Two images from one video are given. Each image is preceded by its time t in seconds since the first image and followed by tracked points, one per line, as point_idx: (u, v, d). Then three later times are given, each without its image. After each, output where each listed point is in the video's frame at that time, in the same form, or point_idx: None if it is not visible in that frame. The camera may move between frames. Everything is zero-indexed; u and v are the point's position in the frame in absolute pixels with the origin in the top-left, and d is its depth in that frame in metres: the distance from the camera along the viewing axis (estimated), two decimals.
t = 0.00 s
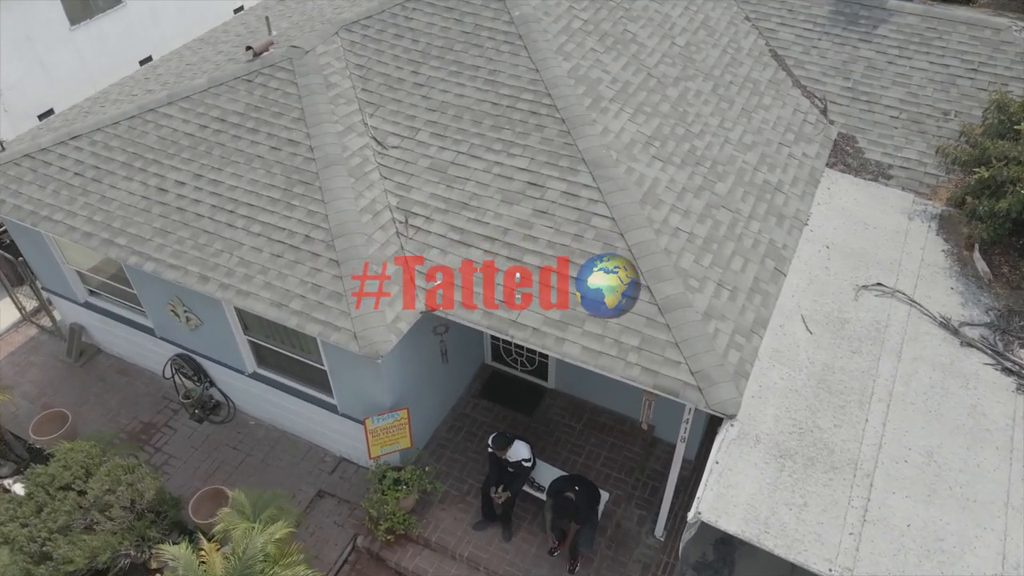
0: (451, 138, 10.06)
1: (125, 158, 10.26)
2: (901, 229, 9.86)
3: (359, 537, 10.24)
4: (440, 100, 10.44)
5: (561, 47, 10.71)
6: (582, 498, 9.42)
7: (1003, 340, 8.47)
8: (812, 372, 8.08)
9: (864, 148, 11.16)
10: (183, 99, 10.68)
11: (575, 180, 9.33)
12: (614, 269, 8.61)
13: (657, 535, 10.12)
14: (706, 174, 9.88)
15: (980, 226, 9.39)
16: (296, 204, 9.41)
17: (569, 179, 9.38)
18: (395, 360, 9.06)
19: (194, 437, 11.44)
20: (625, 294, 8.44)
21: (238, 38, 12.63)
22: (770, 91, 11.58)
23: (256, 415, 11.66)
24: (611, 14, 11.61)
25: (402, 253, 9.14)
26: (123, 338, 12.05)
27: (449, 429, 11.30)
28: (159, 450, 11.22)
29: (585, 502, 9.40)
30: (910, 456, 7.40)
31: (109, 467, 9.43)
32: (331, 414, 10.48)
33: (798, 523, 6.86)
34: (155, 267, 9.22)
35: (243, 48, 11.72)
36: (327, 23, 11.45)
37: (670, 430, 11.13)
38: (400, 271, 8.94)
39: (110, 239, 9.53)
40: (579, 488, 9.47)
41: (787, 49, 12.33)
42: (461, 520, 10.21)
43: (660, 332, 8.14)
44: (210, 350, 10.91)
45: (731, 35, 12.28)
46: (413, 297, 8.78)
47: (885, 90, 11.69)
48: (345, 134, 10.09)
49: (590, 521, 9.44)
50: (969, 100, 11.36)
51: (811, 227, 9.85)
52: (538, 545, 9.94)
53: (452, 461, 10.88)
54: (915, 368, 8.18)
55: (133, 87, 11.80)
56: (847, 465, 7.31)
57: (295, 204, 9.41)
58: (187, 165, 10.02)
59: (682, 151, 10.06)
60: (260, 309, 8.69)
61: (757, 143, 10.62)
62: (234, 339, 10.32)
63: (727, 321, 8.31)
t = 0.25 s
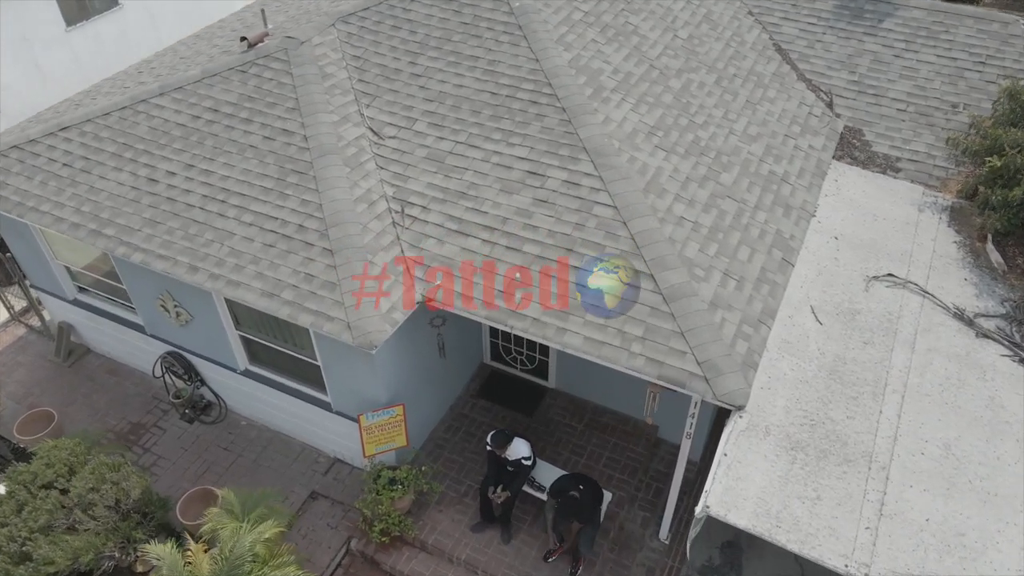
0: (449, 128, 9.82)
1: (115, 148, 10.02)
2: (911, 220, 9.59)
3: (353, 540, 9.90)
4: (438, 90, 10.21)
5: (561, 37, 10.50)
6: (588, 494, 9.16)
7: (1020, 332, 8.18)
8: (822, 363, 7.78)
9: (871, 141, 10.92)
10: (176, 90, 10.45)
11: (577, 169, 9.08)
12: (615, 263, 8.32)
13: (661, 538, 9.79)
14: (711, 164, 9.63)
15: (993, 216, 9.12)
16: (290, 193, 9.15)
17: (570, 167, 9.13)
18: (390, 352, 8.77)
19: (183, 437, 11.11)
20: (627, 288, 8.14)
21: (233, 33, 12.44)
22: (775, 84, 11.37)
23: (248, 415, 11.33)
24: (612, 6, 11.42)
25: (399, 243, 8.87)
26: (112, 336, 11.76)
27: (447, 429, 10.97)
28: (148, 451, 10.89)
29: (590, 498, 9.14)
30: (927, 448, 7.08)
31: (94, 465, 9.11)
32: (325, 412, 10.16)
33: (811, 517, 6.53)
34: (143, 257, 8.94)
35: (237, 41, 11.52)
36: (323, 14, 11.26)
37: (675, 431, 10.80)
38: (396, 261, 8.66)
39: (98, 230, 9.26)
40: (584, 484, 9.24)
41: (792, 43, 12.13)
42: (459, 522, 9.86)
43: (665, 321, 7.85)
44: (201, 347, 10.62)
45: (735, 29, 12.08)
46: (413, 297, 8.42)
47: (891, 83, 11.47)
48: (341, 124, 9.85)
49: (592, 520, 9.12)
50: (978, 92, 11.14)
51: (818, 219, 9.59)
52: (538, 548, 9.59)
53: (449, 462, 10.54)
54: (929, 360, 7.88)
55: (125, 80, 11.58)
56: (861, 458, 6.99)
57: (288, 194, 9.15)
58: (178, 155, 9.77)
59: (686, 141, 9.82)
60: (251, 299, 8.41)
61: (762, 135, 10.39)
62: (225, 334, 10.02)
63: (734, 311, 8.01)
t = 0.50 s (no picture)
0: (446, 117, 9.58)
1: (104, 138, 9.78)
2: (921, 210, 9.33)
3: (346, 542, 9.55)
4: (435, 79, 9.99)
5: (561, 26, 10.29)
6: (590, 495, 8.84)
7: None
8: (833, 352, 7.48)
9: (878, 133, 10.69)
10: (167, 80, 10.23)
11: (578, 156, 8.83)
12: (617, 252, 8.02)
13: (665, 540, 9.46)
14: (715, 153, 9.38)
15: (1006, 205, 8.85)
16: (282, 181, 8.90)
17: (570, 155, 8.88)
18: (385, 342, 8.47)
19: (172, 437, 10.78)
20: (629, 277, 7.83)
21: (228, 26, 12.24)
22: (779, 76, 11.15)
23: (239, 414, 11.00)
24: None
25: (394, 231, 8.60)
26: (100, 334, 11.46)
27: (444, 428, 10.64)
28: (135, 451, 10.56)
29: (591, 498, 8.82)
30: (945, 439, 6.76)
31: (77, 461, 8.81)
32: (317, 409, 9.83)
33: (825, 509, 6.21)
34: (130, 246, 8.67)
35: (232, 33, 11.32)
36: (319, 5, 11.06)
37: (678, 430, 10.49)
38: (391, 249, 8.39)
39: (85, 219, 9.00)
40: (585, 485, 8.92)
41: (795, 37, 11.94)
42: (456, 523, 9.50)
43: (670, 309, 7.56)
44: (190, 343, 10.31)
45: (738, 22, 11.87)
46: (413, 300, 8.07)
47: (898, 76, 11.26)
48: (335, 113, 9.62)
49: (593, 520, 8.78)
50: (986, 84, 10.92)
51: (826, 208, 9.33)
52: (538, 550, 9.21)
53: (446, 461, 10.21)
54: (945, 349, 7.58)
55: (117, 72, 11.37)
56: (876, 448, 6.67)
57: (280, 182, 8.90)
58: (169, 144, 9.53)
59: (689, 130, 9.58)
60: (241, 288, 8.13)
61: (767, 125, 10.15)
62: (215, 327, 9.73)
63: (741, 299, 7.73)
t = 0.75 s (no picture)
0: (444, 105, 9.36)
1: (93, 126, 9.55)
2: (931, 199, 9.08)
3: (339, 543, 9.21)
4: (433, 68, 9.78)
5: (561, 15, 10.09)
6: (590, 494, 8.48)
7: None
8: (844, 340, 7.20)
9: (884, 124, 10.47)
10: (159, 69, 10.02)
11: (578, 142, 8.60)
12: (620, 238, 7.76)
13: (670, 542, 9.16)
14: (719, 141, 9.15)
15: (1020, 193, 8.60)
16: (275, 168, 8.66)
17: (570, 141, 8.65)
18: (380, 332, 8.19)
19: (161, 436, 10.46)
20: (632, 263, 7.57)
21: (223, 19, 12.06)
22: (783, 68, 10.94)
23: (230, 413, 10.68)
24: None
25: (389, 218, 8.34)
26: (89, 331, 11.18)
27: (441, 427, 10.33)
28: (122, 450, 10.24)
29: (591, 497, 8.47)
30: (964, 427, 6.46)
31: (60, 456, 8.48)
32: (310, 406, 9.52)
33: (839, 498, 5.90)
34: (117, 234, 8.42)
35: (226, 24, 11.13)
36: None
37: (683, 429, 10.16)
38: (386, 236, 8.12)
39: (71, 207, 8.75)
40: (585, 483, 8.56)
41: (799, 30, 11.76)
42: (453, 524, 9.17)
43: (674, 295, 7.29)
44: (180, 337, 10.03)
45: (740, 15, 11.68)
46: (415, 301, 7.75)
47: (904, 68, 11.07)
48: (330, 101, 9.39)
49: (593, 519, 8.46)
50: (994, 76, 10.72)
51: (833, 197, 9.08)
52: (537, 551, 8.87)
53: (443, 460, 9.89)
54: (960, 337, 7.29)
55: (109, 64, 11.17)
56: (892, 436, 6.37)
57: (273, 168, 8.66)
58: (159, 133, 9.31)
59: (693, 118, 9.36)
60: (230, 275, 7.86)
61: (772, 115, 9.93)
62: (204, 320, 9.45)
63: (748, 285, 7.45)
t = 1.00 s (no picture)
0: (441, 90, 9.15)
1: (82, 113, 9.33)
2: (941, 186, 8.84)
3: (331, 542, 8.88)
4: (430, 54, 9.58)
5: (561, 2, 9.90)
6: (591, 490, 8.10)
7: None
8: (856, 324, 6.92)
9: (891, 114, 10.25)
10: (151, 56, 9.82)
11: (579, 126, 8.37)
12: (622, 221, 7.51)
13: (674, 541, 8.89)
14: (723, 127, 8.92)
15: None
16: (267, 152, 8.42)
17: (571, 125, 8.42)
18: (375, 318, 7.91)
19: (149, 433, 10.14)
20: (635, 245, 7.31)
21: (218, 11, 11.87)
22: (787, 57, 10.73)
23: (221, 410, 10.37)
24: None
25: (384, 202, 8.09)
26: (76, 326, 10.88)
27: (438, 423, 10.02)
28: (109, 447, 9.93)
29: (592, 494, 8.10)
30: (984, 411, 6.16)
31: (40, 448, 8.08)
32: (302, 400, 9.21)
33: (855, 483, 5.60)
34: (104, 219, 8.17)
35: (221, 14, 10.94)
36: None
37: (688, 425, 9.86)
38: (381, 220, 7.87)
39: (57, 192, 8.51)
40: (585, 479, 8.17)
41: (803, 22, 11.58)
42: (450, 521, 8.85)
43: (679, 277, 7.02)
44: (169, 330, 9.73)
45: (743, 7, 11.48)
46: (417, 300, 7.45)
47: (910, 59, 10.87)
48: (325, 86, 9.18)
49: (594, 515, 8.13)
50: (1002, 65, 10.52)
51: (841, 184, 8.84)
52: (537, 549, 8.54)
53: (440, 457, 9.57)
54: (976, 321, 7.01)
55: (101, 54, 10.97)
56: (908, 420, 6.08)
57: (265, 153, 8.42)
58: (149, 118, 9.08)
59: (696, 104, 9.13)
60: (219, 259, 7.59)
61: (777, 103, 9.71)
62: (193, 310, 9.16)
63: (755, 268, 7.19)
